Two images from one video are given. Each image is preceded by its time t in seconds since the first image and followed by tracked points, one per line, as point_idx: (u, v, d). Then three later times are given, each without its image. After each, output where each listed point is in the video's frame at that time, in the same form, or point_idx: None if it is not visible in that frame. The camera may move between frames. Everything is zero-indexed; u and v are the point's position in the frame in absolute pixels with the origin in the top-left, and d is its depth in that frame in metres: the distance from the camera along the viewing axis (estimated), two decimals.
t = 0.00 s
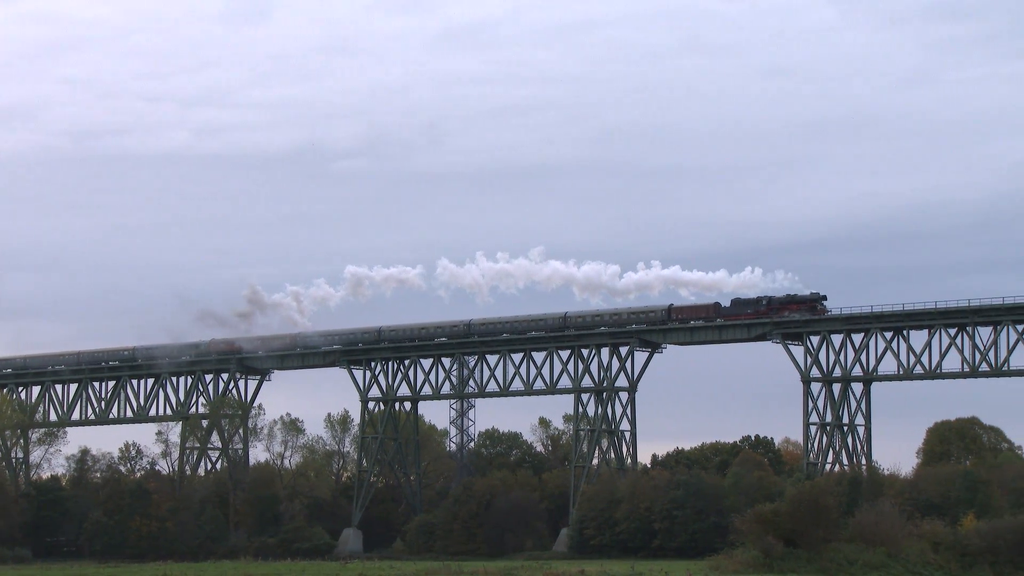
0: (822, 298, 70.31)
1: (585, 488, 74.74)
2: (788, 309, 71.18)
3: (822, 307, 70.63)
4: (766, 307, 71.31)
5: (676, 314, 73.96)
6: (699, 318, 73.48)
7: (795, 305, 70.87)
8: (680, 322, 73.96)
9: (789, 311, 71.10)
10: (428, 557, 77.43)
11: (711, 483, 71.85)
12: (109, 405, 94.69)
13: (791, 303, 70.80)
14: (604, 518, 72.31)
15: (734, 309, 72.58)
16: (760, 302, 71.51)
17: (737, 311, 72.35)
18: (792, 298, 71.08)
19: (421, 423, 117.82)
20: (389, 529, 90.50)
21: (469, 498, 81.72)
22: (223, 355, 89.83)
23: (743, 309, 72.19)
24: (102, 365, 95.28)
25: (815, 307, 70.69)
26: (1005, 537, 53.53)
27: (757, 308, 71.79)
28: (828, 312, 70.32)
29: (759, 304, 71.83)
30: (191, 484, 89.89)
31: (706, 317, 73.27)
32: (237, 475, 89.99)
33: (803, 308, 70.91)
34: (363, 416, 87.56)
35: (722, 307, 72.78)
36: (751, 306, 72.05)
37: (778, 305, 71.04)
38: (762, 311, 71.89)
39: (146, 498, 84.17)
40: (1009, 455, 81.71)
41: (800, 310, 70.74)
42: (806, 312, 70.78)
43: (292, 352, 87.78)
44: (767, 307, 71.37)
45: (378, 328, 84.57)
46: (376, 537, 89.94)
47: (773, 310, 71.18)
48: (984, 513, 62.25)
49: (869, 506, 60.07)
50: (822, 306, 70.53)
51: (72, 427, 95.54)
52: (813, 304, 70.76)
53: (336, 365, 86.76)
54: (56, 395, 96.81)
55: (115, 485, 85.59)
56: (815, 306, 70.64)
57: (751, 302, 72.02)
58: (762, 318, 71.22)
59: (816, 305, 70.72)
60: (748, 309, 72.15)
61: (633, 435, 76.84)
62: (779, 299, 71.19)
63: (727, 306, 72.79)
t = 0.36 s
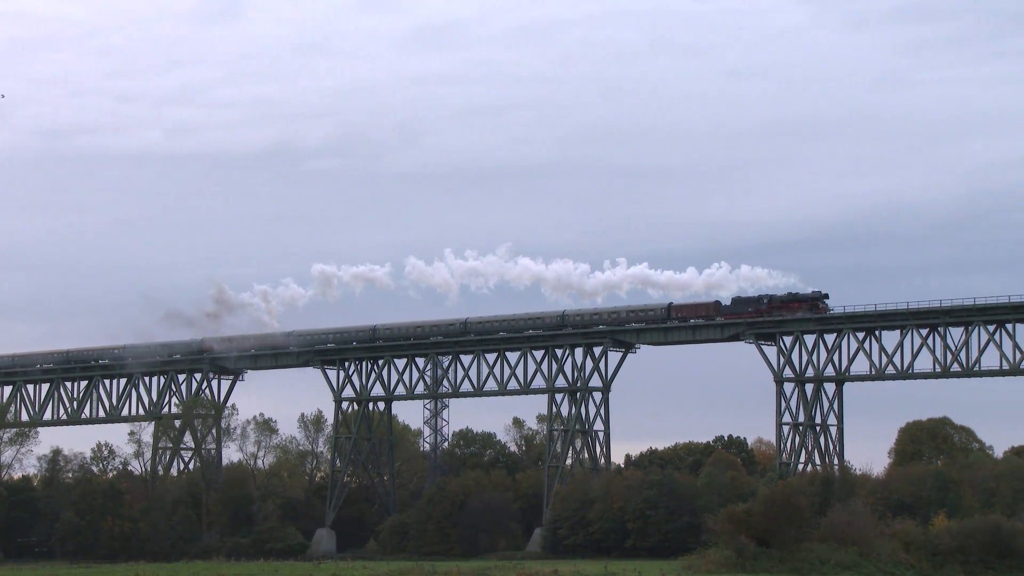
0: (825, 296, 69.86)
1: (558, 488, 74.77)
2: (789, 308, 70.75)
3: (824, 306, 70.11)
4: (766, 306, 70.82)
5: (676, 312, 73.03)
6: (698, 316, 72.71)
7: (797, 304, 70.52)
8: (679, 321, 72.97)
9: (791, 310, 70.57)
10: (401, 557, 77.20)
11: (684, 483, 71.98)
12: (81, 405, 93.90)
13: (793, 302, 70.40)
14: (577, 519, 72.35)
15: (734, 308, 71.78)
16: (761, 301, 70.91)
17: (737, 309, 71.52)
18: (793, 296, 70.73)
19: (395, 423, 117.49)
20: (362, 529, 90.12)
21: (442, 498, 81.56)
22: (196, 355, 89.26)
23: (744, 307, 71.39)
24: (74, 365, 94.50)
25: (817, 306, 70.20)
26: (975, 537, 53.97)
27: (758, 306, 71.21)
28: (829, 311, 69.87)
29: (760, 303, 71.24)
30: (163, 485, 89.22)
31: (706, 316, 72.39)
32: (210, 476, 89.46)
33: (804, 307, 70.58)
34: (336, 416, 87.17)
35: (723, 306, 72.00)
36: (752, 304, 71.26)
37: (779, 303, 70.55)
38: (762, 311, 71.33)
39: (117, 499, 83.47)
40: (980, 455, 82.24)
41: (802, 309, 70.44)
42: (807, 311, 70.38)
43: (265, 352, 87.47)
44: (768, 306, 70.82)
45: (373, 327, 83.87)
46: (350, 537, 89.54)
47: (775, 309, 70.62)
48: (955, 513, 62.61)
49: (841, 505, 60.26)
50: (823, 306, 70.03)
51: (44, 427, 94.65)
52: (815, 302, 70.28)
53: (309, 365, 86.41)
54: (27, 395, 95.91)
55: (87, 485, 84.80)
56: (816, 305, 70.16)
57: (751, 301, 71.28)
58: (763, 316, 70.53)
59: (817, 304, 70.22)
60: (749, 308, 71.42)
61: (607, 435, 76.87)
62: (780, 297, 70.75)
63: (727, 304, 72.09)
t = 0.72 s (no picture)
0: (821, 294, 69.03)
1: (526, 488, 74.81)
2: (786, 307, 70.07)
3: (821, 305, 69.33)
4: (762, 305, 70.31)
5: (669, 311, 72.41)
6: (693, 315, 72.15)
7: (793, 303, 69.68)
8: (674, 320, 72.40)
9: (787, 308, 69.93)
10: (368, 557, 76.90)
11: (652, 483, 72.11)
12: (46, 404, 92.94)
13: (788, 301, 69.68)
14: (545, 518, 72.39)
15: (729, 306, 71.31)
16: (757, 299, 70.44)
17: (732, 308, 71.06)
18: (789, 295, 69.92)
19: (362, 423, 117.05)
20: (329, 529, 89.66)
21: (410, 497, 81.33)
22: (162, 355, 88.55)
23: (740, 305, 70.88)
24: (39, 364, 93.53)
25: (814, 304, 69.37)
26: (940, 536, 54.44)
27: (754, 305, 70.68)
28: (826, 309, 68.99)
29: (755, 302, 70.75)
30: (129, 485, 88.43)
31: (701, 314, 71.91)
32: (177, 476, 88.78)
33: (801, 305, 69.69)
34: (303, 416, 86.69)
35: (718, 304, 71.46)
36: (748, 303, 70.84)
37: (775, 302, 70.06)
38: (759, 309, 70.80)
39: (82, 499, 82.62)
40: (945, 455, 82.92)
41: (798, 307, 69.61)
42: (804, 310, 69.61)
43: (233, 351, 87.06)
44: (764, 304, 70.39)
45: (363, 324, 82.83)
46: (317, 537, 89.04)
47: (770, 307, 70.17)
48: (920, 513, 63.07)
49: (808, 505, 60.54)
50: (820, 304, 69.22)
51: (8, 427, 93.61)
52: (812, 301, 69.44)
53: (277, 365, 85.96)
54: None
55: (52, 486, 83.90)
56: (813, 303, 69.32)
57: (747, 299, 70.88)
58: (758, 315, 70.15)
59: (815, 303, 69.40)
60: (745, 307, 70.91)
61: (574, 435, 76.91)
62: (777, 295, 70.15)
63: (722, 303, 71.55)
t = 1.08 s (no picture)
0: (820, 292, 68.80)
1: (495, 488, 74.75)
2: (783, 305, 69.60)
3: (819, 303, 69.07)
4: (760, 303, 69.75)
5: (665, 310, 71.84)
6: (689, 314, 71.49)
7: (791, 301, 69.24)
8: (669, 318, 71.87)
9: (785, 306, 69.49)
10: (336, 557, 76.51)
11: (621, 483, 72.15)
12: (12, 404, 91.92)
13: (786, 299, 69.22)
14: (513, 518, 72.32)
15: (726, 304, 70.80)
16: (754, 298, 69.89)
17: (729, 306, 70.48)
18: (787, 293, 69.47)
19: (330, 423, 116.58)
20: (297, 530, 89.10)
21: (379, 498, 81.00)
22: (129, 355, 87.78)
23: (737, 304, 70.39)
24: (5, 364, 92.49)
25: (812, 302, 69.11)
26: (906, 536, 54.79)
27: (751, 304, 70.12)
28: (824, 308, 68.74)
29: (752, 300, 70.14)
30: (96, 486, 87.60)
31: (697, 312, 71.30)
32: (144, 476, 88.02)
33: (799, 304, 69.30)
34: (272, 416, 86.13)
35: (714, 302, 70.89)
36: (745, 301, 70.30)
37: (773, 300, 69.52)
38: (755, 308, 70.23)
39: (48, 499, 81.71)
40: (912, 455, 83.48)
41: (796, 305, 69.19)
42: (802, 308, 69.19)
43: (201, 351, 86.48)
44: (761, 302, 69.80)
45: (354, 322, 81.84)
46: (285, 537, 88.45)
47: (768, 305, 69.59)
48: (887, 513, 63.43)
49: (774, 505, 60.77)
50: (818, 303, 68.94)
51: None
52: (809, 300, 69.17)
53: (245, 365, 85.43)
54: None
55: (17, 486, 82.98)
56: (811, 302, 69.06)
57: (744, 298, 70.26)
58: (755, 314, 69.58)
59: (813, 301, 69.10)
60: (742, 305, 70.36)
61: (543, 435, 76.87)
62: (774, 294, 69.63)
63: (719, 302, 70.97)
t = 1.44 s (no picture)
0: (817, 291, 68.41)
1: (462, 488, 74.68)
2: (779, 304, 69.17)
3: (816, 302, 68.69)
4: (756, 303, 69.26)
5: (660, 308, 71.16)
6: (684, 313, 70.88)
7: (788, 300, 68.83)
8: (664, 317, 71.17)
9: (781, 305, 69.05)
10: (303, 558, 76.11)
11: (588, 483, 72.15)
12: None
13: (783, 298, 68.79)
14: (480, 519, 72.26)
15: (722, 303, 70.20)
16: (750, 297, 69.34)
17: (726, 305, 69.96)
18: (784, 292, 69.04)
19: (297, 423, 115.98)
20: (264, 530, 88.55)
21: (346, 498, 80.70)
22: (95, 355, 86.95)
23: (733, 303, 69.79)
24: None
25: (809, 301, 68.68)
26: (872, 536, 55.11)
27: (747, 303, 69.60)
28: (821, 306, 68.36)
29: (748, 299, 69.63)
30: (60, 486, 86.65)
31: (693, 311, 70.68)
32: (110, 476, 87.19)
33: (796, 303, 68.89)
34: (238, 416, 85.56)
35: (710, 302, 70.39)
36: (741, 300, 69.74)
37: (769, 299, 69.06)
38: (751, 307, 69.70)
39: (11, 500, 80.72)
40: (877, 455, 84.06)
41: (792, 304, 68.79)
42: (799, 307, 68.78)
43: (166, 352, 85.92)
44: (758, 301, 69.30)
45: (344, 321, 80.77)
46: (252, 538, 87.82)
47: (764, 304, 69.13)
48: (852, 513, 63.79)
49: (741, 505, 60.94)
50: (815, 301, 68.55)
51: None
52: (807, 298, 68.73)
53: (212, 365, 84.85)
54: None
55: None
56: (808, 300, 68.62)
57: (739, 297, 69.73)
58: (751, 313, 68.98)
59: (810, 300, 68.73)
60: (737, 304, 69.84)
61: (511, 435, 76.81)
62: (770, 292, 69.17)
63: (714, 301, 70.49)
